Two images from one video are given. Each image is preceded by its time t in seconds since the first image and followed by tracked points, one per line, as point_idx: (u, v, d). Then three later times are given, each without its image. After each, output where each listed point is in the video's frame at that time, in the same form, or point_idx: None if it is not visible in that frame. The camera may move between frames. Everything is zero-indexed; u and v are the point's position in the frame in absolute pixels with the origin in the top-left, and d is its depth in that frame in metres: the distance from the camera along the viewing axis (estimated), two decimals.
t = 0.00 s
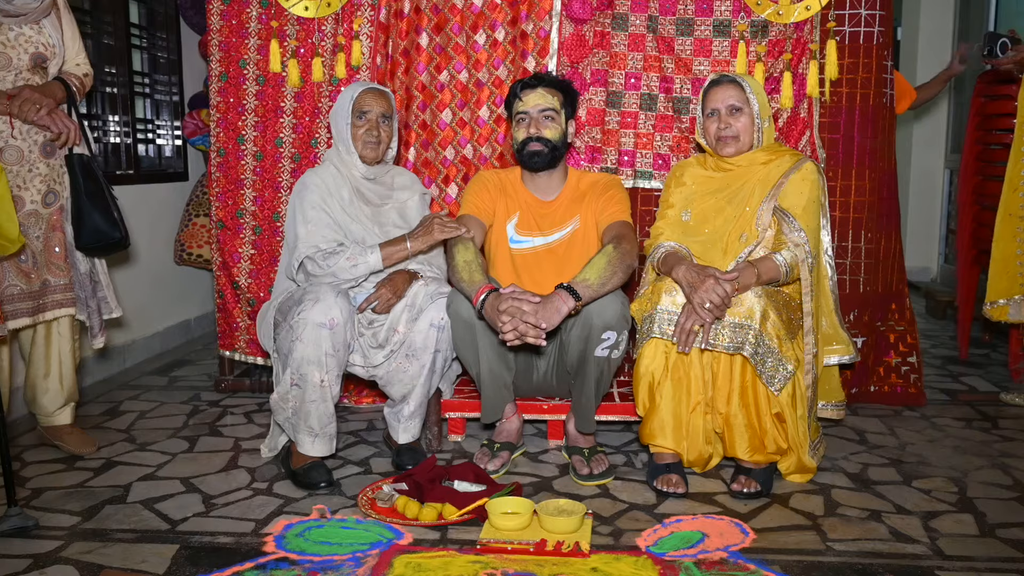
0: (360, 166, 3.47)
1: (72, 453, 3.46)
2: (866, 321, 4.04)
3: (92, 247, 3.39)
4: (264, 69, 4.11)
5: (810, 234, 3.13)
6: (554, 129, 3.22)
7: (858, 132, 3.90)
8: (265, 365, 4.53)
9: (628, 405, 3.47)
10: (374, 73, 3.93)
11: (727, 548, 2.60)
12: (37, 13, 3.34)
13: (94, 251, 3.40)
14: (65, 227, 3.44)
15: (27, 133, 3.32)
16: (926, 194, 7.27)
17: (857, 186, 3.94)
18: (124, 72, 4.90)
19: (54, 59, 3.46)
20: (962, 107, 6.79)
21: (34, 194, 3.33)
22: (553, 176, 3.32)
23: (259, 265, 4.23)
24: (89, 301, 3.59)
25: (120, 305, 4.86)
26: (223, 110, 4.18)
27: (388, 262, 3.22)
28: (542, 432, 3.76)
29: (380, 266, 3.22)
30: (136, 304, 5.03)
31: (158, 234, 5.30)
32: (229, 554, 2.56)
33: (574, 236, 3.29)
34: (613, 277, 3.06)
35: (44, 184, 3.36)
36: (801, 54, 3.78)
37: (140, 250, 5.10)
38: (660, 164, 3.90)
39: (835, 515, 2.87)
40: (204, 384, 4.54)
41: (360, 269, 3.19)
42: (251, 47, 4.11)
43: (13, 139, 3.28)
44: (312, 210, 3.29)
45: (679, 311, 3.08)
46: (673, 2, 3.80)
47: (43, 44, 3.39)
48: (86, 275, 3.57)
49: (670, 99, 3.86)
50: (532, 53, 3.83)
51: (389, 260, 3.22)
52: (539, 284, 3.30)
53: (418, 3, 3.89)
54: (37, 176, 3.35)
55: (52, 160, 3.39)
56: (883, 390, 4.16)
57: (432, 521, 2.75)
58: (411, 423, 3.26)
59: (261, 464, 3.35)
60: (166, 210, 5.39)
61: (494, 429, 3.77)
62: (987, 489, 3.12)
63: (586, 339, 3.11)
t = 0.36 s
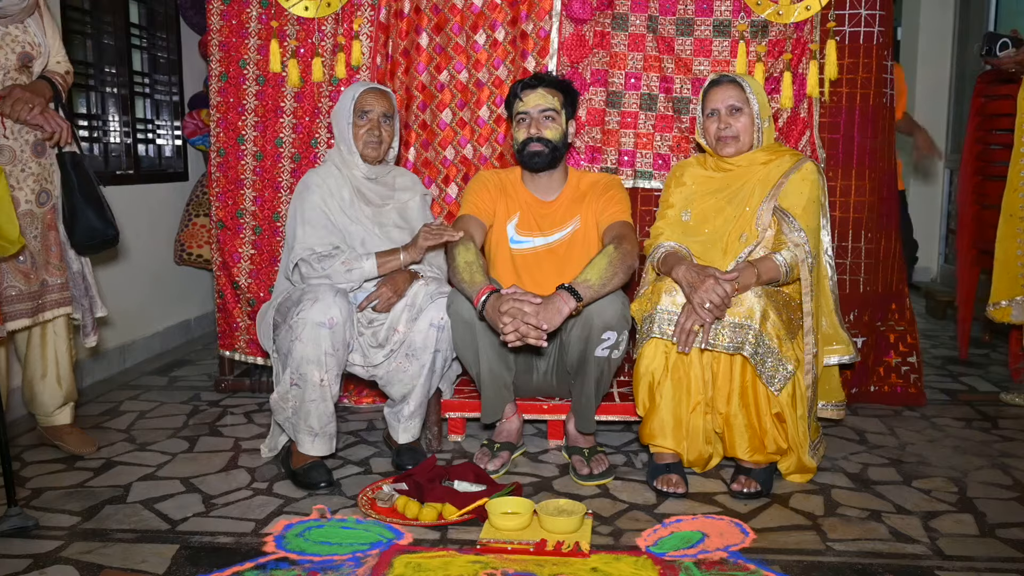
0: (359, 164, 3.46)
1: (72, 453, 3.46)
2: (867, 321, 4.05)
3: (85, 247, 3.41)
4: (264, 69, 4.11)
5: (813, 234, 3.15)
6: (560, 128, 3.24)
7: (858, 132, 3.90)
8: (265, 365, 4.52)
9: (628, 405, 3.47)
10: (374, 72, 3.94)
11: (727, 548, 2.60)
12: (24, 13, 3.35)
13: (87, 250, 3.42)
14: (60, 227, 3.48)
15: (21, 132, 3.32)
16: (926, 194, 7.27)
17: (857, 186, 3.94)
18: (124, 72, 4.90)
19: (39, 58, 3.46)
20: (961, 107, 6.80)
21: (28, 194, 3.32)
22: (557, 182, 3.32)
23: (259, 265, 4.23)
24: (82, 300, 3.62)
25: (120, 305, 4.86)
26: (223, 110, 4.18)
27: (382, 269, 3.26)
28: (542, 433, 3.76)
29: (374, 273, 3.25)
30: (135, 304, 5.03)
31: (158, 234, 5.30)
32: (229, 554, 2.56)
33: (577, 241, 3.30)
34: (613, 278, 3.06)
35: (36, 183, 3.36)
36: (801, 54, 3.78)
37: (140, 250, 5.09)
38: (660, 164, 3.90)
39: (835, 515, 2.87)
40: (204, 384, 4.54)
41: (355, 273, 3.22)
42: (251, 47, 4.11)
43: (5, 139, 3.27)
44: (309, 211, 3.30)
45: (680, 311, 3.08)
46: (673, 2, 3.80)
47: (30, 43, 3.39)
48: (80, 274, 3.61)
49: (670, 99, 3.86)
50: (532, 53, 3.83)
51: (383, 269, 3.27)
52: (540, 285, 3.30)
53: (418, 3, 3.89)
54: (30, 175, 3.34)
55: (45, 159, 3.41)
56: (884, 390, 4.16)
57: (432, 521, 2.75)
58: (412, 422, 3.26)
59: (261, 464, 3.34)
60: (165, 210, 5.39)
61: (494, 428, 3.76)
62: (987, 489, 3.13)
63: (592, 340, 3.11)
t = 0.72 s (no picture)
0: (361, 165, 3.24)
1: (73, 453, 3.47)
2: (866, 322, 4.07)
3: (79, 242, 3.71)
4: (264, 69, 4.11)
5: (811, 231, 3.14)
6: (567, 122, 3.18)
7: (858, 132, 3.90)
8: (265, 366, 4.53)
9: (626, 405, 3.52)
10: (374, 72, 3.95)
11: (727, 548, 2.60)
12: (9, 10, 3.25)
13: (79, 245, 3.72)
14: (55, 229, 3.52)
15: (18, 131, 3.32)
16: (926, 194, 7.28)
17: (857, 186, 3.94)
18: (124, 72, 4.91)
19: (30, 59, 3.35)
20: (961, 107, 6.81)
21: (25, 194, 3.35)
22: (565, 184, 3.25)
23: (259, 265, 4.24)
24: (78, 300, 3.71)
25: (119, 305, 4.86)
26: (223, 110, 4.18)
27: (383, 278, 3.21)
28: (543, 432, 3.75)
29: (375, 280, 3.22)
30: (135, 304, 5.03)
31: (158, 234, 5.30)
32: (229, 554, 2.56)
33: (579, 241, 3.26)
34: (613, 278, 3.18)
35: (31, 182, 3.39)
36: (801, 54, 3.77)
37: (140, 251, 5.09)
38: (660, 164, 3.91)
39: (835, 515, 2.87)
40: (204, 384, 4.54)
41: (356, 277, 3.22)
42: (251, 47, 4.11)
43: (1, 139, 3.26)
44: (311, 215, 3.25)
45: (679, 312, 3.12)
46: (673, 2, 3.80)
47: (19, 43, 3.28)
48: (76, 273, 3.69)
49: (670, 99, 3.87)
50: (532, 53, 3.80)
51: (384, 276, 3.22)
52: (540, 286, 3.28)
53: (418, 3, 3.86)
54: (24, 174, 3.36)
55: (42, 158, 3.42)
56: (885, 390, 4.16)
57: (432, 520, 2.75)
58: (413, 423, 3.33)
59: (261, 464, 3.34)
60: (166, 210, 5.39)
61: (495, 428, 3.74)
62: (987, 489, 3.13)
63: (593, 338, 3.21)
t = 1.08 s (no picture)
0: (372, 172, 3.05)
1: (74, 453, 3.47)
2: (867, 322, 4.06)
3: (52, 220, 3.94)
4: (264, 70, 4.11)
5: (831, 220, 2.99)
6: (581, 124, 3.14)
7: (859, 132, 3.90)
8: (265, 366, 4.53)
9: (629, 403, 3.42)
10: (375, 73, 3.94)
11: (727, 548, 2.60)
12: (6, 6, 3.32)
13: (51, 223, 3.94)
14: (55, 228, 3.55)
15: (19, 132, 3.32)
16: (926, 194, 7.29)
17: (857, 186, 3.94)
18: (125, 72, 4.91)
19: (26, 59, 3.38)
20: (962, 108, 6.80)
21: (27, 194, 3.38)
22: (572, 188, 3.22)
23: (259, 265, 4.24)
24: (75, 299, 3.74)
25: (120, 305, 4.86)
26: (223, 110, 4.18)
27: (381, 279, 2.87)
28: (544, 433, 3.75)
29: (375, 282, 2.89)
30: (135, 304, 5.03)
31: (158, 234, 5.30)
32: (229, 554, 2.56)
33: (584, 243, 3.28)
34: (611, 277, 3.29)
35: (33, 182, 3.41)
36: (803, 54, 3.77)
37: (141, 251, 5.10)
38: (660, 165, 3.91)
39: (835, 515, 2.87)
40: (204, 384, 4.54)
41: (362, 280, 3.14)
42: (251, 47, 4.11)
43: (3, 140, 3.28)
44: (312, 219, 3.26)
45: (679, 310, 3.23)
46: (673, 2, 3.80)
47: (14, 43, 3.33)
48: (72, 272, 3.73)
49: (670, 99, 3.86)
50: (533, 53, 3.82)
51: (383, 277, 2.87)
52: (546, 291, 3.31)
53: (419, 4, 3.84)
54: (25, 174, 3.38)
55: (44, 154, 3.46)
56: (886, 391, 4.16)
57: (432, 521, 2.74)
58: (413, 425, 3.22)
59: (261, 464, 3.35)
60: (166, 211, 5.40)
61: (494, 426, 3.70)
62: (987, 489, 3.13)
63: (597, 336, 3.35)
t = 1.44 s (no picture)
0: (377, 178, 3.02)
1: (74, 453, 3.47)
2: (866, 322, 4.05)
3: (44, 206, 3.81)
4: (264, 70, 4.11)
5: (766, 245, 3.06)
6: (583, 124, 3.14)
7: (859, 132, 3.90)
8: (265, 366, 4.53)
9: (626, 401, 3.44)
10: (375, 73, 3.94)
11: (727, 548, 2.60)
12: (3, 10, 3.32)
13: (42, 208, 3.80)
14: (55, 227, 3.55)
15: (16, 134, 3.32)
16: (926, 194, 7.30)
17: (857, 186, 3.93)
18: (124, 72, 4.91)
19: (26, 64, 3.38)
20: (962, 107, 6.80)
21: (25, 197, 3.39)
22: (573, 189, 3.22)
23: (259, 265, 4.24)
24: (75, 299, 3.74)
25: (120, 305, 4.87)
26: (223, 110, 4.19)
27: (383, 283, 2.79)
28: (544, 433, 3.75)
29: (378, 286, 2.81)
30: (135, 304, 5.04)
31: (158, 234, 5.31)
32: (229, 554, 2.56)
33: (584, 244, 3.28)
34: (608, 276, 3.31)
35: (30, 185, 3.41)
36: (803, 54, 3.77)
37: (141, 251, 5.11)
38: (660, 165, 3.91)
39: (835, 515, 2.87)
40: (204, 384, 4.54)
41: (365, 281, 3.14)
42: (251, 48, 4.12)
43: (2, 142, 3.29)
44: (314, 220, 3.28)
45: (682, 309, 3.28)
46: (673, 2, 3.79)
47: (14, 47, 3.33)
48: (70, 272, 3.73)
49: (671, 99, 3.85)
50: (533, 53, 3.81)
51: (386, 281, 2.79)
52: (547, 291, 3.33)
53: (418, 4, 3.84)
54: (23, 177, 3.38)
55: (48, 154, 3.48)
56: (887, 391, 4.16)
57: (432, 520, 2.74)
58: (413, 426, 3.17)
59: (261, 464, 3.35)
60: (166, 211, 5.40)
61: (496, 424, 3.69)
62: (987, 489, 3.12)
63: (596, 335, 3.37)
